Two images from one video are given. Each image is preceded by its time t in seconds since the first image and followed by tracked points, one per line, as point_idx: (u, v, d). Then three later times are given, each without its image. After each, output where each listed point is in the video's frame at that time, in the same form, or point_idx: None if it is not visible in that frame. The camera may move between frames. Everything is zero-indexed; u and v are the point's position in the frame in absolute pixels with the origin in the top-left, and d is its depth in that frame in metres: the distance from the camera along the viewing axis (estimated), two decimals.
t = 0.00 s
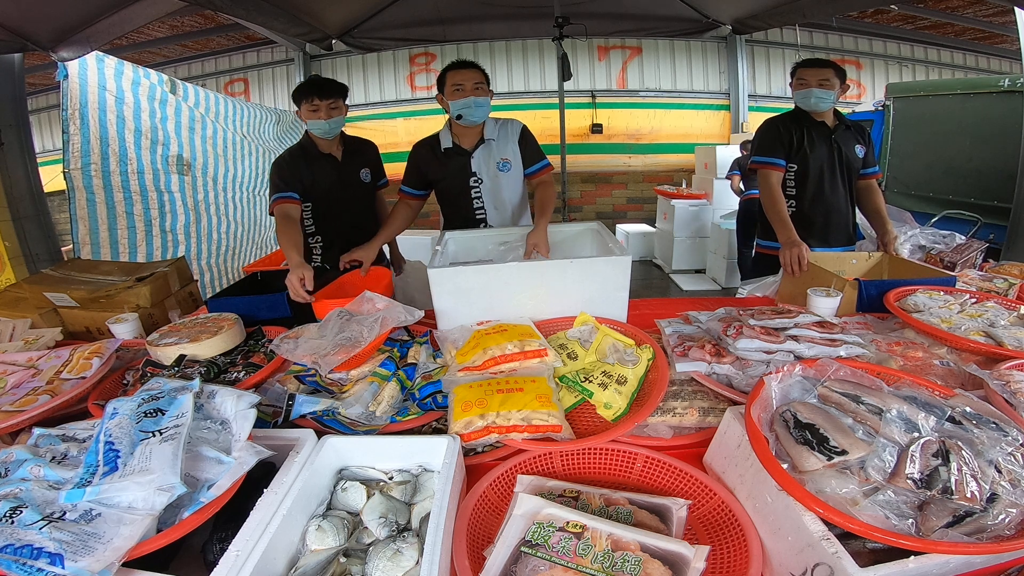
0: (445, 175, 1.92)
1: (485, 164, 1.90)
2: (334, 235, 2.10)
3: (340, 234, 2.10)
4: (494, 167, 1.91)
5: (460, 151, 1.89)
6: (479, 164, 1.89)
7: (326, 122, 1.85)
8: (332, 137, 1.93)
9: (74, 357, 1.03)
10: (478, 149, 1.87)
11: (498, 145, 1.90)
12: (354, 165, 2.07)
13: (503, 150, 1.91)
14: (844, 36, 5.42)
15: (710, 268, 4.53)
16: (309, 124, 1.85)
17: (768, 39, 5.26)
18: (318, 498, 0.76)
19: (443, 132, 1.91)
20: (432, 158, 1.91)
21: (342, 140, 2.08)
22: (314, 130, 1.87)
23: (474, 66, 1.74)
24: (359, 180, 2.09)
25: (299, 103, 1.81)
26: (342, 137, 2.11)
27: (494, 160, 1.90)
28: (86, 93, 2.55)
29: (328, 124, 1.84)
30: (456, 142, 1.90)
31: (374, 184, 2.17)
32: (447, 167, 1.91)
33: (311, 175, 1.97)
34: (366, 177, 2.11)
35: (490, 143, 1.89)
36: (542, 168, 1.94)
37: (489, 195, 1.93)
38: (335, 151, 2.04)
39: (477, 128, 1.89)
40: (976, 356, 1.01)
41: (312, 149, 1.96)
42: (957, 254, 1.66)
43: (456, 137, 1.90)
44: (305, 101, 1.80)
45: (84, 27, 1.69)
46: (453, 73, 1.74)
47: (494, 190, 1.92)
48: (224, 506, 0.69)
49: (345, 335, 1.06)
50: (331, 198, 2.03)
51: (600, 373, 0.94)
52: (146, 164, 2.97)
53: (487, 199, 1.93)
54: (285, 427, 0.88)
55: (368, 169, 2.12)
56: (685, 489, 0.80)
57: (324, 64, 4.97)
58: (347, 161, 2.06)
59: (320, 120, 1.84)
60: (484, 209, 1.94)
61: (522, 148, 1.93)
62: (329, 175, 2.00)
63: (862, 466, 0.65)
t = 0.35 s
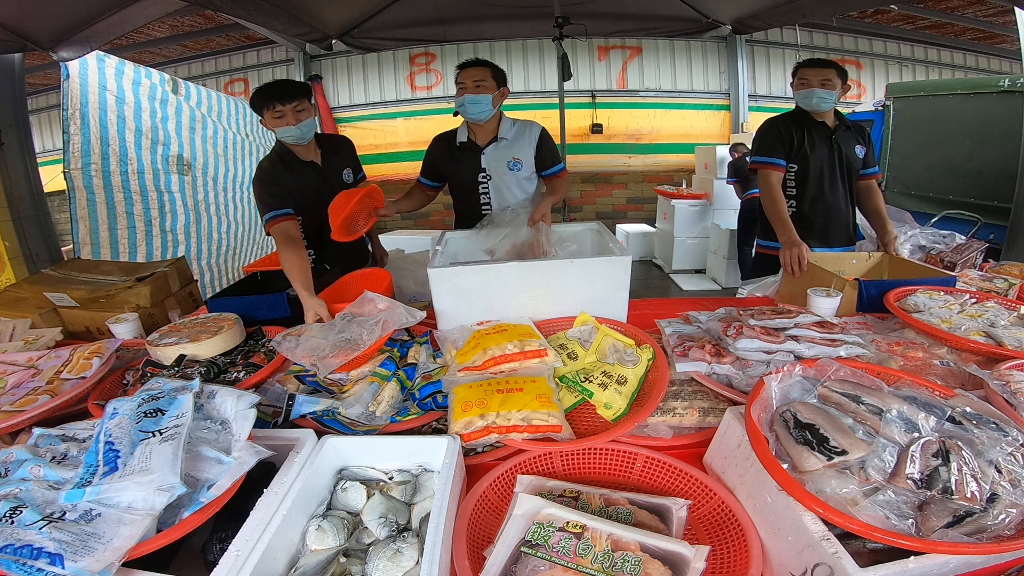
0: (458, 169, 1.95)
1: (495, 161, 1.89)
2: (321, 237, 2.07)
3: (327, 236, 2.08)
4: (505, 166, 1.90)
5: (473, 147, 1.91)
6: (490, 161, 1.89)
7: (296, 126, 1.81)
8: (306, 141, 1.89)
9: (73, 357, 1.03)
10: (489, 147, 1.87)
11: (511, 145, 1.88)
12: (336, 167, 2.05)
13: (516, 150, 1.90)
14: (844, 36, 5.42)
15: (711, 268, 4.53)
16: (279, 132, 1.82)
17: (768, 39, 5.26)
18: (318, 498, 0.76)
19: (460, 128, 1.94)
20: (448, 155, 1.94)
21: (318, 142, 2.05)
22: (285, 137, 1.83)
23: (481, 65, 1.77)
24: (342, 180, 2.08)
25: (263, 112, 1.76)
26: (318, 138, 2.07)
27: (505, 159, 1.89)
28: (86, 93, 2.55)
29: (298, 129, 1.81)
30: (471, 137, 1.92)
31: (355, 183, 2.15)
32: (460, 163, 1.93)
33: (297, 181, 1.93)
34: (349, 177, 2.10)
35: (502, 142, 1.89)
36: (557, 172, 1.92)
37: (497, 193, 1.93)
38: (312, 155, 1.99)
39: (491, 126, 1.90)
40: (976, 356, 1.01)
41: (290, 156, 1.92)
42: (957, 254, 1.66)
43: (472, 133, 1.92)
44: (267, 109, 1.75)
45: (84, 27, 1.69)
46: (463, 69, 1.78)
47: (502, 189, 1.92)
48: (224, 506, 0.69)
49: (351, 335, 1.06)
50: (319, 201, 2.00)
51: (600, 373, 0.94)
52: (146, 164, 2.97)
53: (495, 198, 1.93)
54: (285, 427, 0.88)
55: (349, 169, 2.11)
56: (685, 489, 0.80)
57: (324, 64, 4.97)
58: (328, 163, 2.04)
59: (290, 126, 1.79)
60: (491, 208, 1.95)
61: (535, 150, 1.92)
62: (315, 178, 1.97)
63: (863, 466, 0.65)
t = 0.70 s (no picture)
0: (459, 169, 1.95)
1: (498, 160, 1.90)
2: (316, 234, 2.09)
3: (323, 234, 2.09)
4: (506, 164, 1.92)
5: (476, 147, 1.90)
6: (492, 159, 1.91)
7: (290, 125, 1.79)
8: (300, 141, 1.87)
9: (74, 357, 1.03)
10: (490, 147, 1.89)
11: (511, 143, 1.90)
12: (332, 168, 2.02)
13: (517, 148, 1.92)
14: (844, 36, 5.42)
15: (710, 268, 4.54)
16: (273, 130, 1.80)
17: (768, 39, 5.26)
18: (318, 498, 0.76)
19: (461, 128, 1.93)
20: (451, 155, 1.94)
21: (315, 142, 2.02)
22: (279, 136, 1.82)
23: (485, 69, 1.71)
24: (339, 181, 2.05)
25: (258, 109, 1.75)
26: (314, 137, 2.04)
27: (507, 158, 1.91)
28: (86, 93, 2.55)
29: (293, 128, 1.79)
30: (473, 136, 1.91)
31: (352, 183, 2.14)
32: (464, 163, 1.92)
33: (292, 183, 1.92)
34: (346, 178, 2.08)
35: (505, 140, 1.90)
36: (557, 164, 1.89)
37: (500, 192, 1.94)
38: (306, 156, 1.97)
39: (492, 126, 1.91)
40: (976, 355, 1.01)
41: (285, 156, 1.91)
42: (957, 254, 1.66)
43: (473, 132, 1.91)
44: (263, 107, 1.74)
45: (85, 27, 1.69)
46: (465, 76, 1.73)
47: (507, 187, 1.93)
48: (224, 506, 0.69)
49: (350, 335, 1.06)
50: (314, 203, 1.99)
51: (599, 373, 0.94)
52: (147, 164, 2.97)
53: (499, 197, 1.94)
54: (285, 427, 0.88)
55: (346, 170, 2.08)
56: (685, 488, 0.80)
57: (324, 64, 4.97)
58: (324, 163, 2.01)
59: (285, 125, 1.78)
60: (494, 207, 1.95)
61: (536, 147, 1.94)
62: (309, 180, 1.95)
63: (863, 466, 0.65)
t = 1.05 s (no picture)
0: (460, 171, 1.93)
1: (499, 162, 1.92)
2: (316, 234, 2.09)
3: (323, 234, 2.08)
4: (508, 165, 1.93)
5: (477, 148, 1.91)
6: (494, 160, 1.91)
7: (310, 118, 1.84)
8: (318, 135, 1.91)
9: (73, 357, 1.03)
10: (493, 148, 1.89)
11: (513, 144, 1.91)
12: (341, 168, 2.03)
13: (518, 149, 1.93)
14: (844, 36, 5.42)
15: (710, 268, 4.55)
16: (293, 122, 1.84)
17: (768, 39, 5.26)
18: (318, 498, 0.76)
19: (460, 129, 1.92)
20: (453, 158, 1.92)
21: (332, 140, 2.05)
22: (299, 127, 1.86)
23: (490, 72, 1.74)
24: (347, 181, 2.06)
25: (285, 99, 1.81)
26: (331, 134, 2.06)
27: (509, 159, 1.92)
28: (87, 93, 2.55)
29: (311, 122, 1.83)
30: (472, 137, 1.92)
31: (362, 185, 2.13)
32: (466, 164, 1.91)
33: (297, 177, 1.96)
34: (355, 179, 2.08)
35: (505, 142, 1.91)
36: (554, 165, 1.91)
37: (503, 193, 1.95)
38: (319, 152, 2.00)
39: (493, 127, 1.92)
40: (976, 355, 1.01)
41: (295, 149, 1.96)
42: (957, 254, 1.66)
43: (472, 133, 1.91)
44: (289, 97, 1.80)
45: (85, 27, 1.69)
46: (470, 77, 1.74)
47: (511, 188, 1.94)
48: (223, 506, 0.69)
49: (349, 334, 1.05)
50: (317, 199, 2.00)
51: (600, 373, 0.94)
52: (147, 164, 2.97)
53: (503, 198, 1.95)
54: (285, 427, 0.88)
55: (356, 171, 2.08)
56: (685, 489, 0.80)
57: (325, 64, 4.97)
58: (335, 162, 2.03)
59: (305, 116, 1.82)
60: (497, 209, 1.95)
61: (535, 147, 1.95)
62: (314, 175, 1.98)
63: (862, 466, 0.65)
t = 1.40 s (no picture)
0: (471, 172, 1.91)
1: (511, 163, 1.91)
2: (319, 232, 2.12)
3: (324, 233, 2.11)
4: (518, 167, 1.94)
5: (477, 148, 1.90)
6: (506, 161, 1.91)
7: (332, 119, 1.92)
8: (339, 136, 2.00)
9: (74, 357, 1.04)
10: (506, 149, 1.89)
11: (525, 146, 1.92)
12: (345, 171, 2.04)
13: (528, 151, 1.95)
14: (844, 37, 5.42)
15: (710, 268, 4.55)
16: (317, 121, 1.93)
17: (768, 39, 5.26)
18: (318, 498, 0.76)
19: (471, 128, 1.91)
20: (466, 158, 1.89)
21: (352, 140, 2.09)
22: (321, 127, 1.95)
23: (511, 74, 1.72)
24: (352, 184, 2.06)
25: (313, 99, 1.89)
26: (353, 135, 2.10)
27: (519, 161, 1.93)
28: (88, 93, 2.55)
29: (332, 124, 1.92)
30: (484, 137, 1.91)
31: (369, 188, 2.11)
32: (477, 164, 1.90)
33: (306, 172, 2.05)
34: (360, 183, 2.07)
35: (516, 144, 1.91)
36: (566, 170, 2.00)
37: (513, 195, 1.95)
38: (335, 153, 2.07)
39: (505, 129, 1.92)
40: (976, 355, 1.01)
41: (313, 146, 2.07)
42: (957, 254, 1.66)
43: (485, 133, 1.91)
44: (317, 97, 1.88)
45: (85, 27, 1.69)
46: (491, 77, 1.71)
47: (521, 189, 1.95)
48: (223, 506, 0.69)
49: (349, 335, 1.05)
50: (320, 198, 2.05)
51: (600, 373, 0.94)
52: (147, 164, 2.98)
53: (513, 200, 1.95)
54: (285, 427, 0.88)
55: (363, 175, 2.07)
56: (685, 489, 0.80)
57: (325, 64, 4.97)
58: (344, 163, 2.05)
59: (326, 117, 1.92)
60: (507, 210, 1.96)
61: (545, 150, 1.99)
62: (320, 173, 2.04)
63: (863, 466, 0.65)
